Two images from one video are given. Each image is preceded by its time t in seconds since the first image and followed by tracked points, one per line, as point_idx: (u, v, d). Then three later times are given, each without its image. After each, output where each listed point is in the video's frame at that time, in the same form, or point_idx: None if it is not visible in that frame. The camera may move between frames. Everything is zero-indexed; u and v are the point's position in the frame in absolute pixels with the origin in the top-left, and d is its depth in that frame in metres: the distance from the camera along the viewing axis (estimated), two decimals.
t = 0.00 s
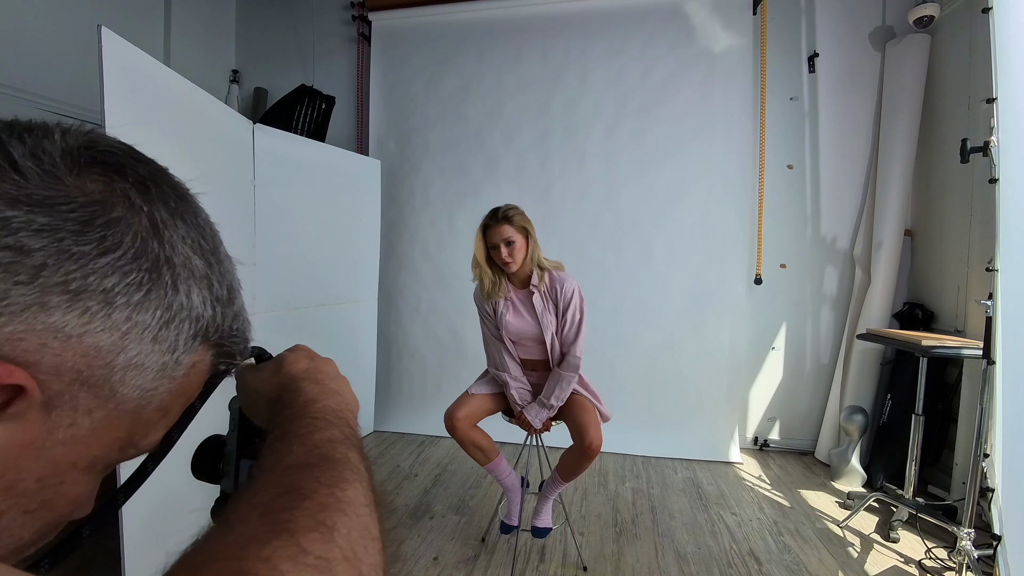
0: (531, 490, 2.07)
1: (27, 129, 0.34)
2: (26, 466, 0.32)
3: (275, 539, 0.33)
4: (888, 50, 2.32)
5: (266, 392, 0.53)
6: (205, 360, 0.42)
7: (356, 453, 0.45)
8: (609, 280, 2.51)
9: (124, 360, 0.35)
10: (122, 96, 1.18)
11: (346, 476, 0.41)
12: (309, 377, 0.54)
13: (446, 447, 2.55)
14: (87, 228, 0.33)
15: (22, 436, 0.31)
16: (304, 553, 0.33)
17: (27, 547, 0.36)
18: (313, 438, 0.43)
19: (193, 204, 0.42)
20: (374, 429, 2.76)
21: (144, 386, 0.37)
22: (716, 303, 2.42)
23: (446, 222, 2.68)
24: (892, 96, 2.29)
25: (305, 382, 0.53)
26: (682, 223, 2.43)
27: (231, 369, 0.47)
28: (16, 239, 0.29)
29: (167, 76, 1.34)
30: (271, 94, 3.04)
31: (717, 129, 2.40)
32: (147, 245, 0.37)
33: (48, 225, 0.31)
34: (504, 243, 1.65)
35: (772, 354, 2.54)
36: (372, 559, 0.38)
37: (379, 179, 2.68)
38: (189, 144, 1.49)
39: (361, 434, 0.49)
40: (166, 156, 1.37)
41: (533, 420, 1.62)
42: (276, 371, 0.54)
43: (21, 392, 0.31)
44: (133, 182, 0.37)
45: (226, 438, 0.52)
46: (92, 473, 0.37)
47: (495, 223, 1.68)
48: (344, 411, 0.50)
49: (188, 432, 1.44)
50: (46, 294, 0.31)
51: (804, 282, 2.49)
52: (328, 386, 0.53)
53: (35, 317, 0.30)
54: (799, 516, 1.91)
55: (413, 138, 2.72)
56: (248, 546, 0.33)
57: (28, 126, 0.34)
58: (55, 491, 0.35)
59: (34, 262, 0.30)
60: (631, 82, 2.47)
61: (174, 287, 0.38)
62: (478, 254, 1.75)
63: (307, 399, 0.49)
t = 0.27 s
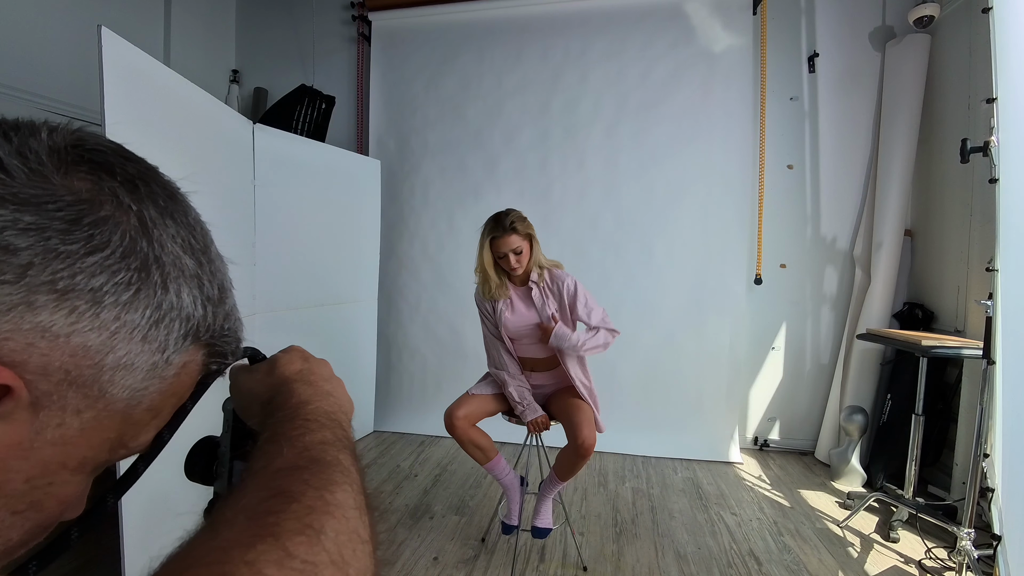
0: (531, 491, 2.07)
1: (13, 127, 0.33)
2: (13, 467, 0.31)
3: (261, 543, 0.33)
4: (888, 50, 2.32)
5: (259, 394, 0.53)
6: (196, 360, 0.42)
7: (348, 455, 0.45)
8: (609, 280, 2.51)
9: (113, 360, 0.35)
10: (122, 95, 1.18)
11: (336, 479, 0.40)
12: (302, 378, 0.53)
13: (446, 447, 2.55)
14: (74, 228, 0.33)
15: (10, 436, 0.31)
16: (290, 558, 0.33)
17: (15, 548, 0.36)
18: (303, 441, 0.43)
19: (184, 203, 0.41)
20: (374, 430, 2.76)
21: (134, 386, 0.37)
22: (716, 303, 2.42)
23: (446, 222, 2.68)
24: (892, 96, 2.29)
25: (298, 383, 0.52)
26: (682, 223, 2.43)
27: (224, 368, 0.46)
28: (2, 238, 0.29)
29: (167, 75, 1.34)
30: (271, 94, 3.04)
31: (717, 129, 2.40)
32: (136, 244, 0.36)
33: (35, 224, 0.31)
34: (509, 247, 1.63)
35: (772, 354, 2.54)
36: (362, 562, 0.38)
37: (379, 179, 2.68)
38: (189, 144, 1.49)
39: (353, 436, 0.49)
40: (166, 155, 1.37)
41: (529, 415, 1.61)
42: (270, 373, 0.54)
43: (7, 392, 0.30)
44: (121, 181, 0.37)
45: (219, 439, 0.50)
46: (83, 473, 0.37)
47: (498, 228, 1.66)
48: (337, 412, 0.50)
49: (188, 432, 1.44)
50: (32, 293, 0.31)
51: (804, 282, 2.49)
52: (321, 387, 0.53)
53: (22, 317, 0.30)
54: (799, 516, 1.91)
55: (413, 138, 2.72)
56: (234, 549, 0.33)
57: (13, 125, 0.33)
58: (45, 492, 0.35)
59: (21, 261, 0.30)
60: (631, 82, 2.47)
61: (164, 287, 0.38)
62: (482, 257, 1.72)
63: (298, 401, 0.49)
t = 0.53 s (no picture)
0: (531, 491, 2.07)
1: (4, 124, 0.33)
2: (6, 466, 0.32)
3: (250, 542, 0.33)
4: (888, 50, 2.32)
5: (254, 392, 0.53)
6: (190, 359, 0.42)
7: (343, 454, 0.45)
8: (610, 280, 2.51)
9: (105, 358, 0.35)
10: (122, 95, 1.18)
11: (328, 478, 0.40)
12: (298, 378, 0.54)
13: (446, 447, 2.55)
14: (64, 225, 0.33)
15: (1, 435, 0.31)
16: (279, 556, 0.33)
17: (10, 548, 0.35)
18: (297, 439, 0.43)
19: (177, 200, 0.41)
20: (374, 430, 2.76)
21: (127, 385, 0.37)
22: (717, 303, 2.42)
23: (446, 222, 2.68)
24: (892, 96, 2.29)
25: (294, 383, 0.53)
26: (682, 223, 2.43)
27: (220, 367, 0.46)
28: None
29: (166, 75, 1.34)
30: (271, 94, 3.04)
31: (717, 129, 2.40)
32: (128, 241, 0.36)
33: (25, 221, 0.31)
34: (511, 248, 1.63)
35: (772, 354, 2.54)
36: (354, 562, 0.38)
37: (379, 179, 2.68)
38: (189, 144, 1.49)
39: (349, 436, 0.49)
40: (166, 155, 1.37)
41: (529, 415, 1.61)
42: (265, 372, 0.54)
43: None
44: (114, 178, 0.36)
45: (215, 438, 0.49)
46: (76, 473, 0.37)
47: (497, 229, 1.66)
48: (332, 412, 0.50)
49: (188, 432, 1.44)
50: (22, 290, 0.31)
51: (804, 282, 2.49)
52: (317, 387, 0.53)
53: (13, 314, 0.30)
54: (799, 516, 1.91)
55: (413, 138, 2.72)
56: (224, 548, 0.33)
57: (5, 121, 0.33)
58: (38, 491, 0.35)
59: (11, 258, 0.30)
60: (631, 81, 2.47)
61: (157, 285, 0.38)
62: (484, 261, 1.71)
63: (294, 400, 0.50)
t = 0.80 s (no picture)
0: (531, 491, 2.07)
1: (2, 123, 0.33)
2: (5, 465, 0.32)
3: (247, 543, 0.33)
4: (888, 50, 2.32)
5: (253, 392, 0.53)
6: (190, 359, 0.42)
7: (342, 454, 0.45)
8: (610, 280, 2.51)
9: (104, 358, 0.35)
10: (122, 95, 1.18)
11: (327, 478, 0.40)
12: (297, 377, 0.53)
13: (446, 447, 2.55)
14: (62, 224, 0.33)
15: None
16: (277, 558, 0.33)
17: (8, 549, 0.35)
18: (296, 439, 0.43)
19: (176, 199, 0.41)
20: (374, 430, 2.76)
21: (126, 385, 0.37)
22: (716, 303, 2.42)
23: (446, 222, 2.68)
24: (892, 96, 2.29)
25: (293, 382, 0.52)
26: (683, 223, 2.43)
27: (219, 368, 0.46)
28: None
29: (166, 75, 1.34)
30: (271, 94, 3.04)
31: (717, 129, 2.40)
32: (126, 241, 0.36)
33: (23, 220, 0.31)
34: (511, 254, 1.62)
35: (772, 353, 2.54)
36: (352, 563, 0.38)
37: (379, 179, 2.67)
38: (189, 144, 1.49)
39: (348, 436, 0.49)
40: (166, 155, 1.37)
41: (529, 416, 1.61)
42: (264, 371, 0.53)
43: None
44: (112, 177, 0.36)
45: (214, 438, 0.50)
46: (74, 474, 0.37)
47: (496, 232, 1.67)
48: (332, 412, 0.50)
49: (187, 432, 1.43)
50: (20, 290, 0.31)
51: (804, 282, 2.49)
52: (316, 386, 0.53)
53: (11, 314, 0.30)
54: (799, 516, 1.91)
55: (413, 138, 2.71)
56: (220, 548, 0.33)
57: (2, 121, 0.33)
58: (36, 491, 0.35)
59: (9, 258, 0.30)
60: (632, 81, 2.47)
61: (156, 284, 0.38)
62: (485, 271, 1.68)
63: (293, 400, 0.49)
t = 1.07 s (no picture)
0: (531, 491, 2.07)
1: (8, 129, 0.33)
2: (7, 471, 0.32)
3: (248, 550, 0.33)
4: (888, 50, 2.32)
5: (254, 397, 0.53)
6: (193, 363, 0.42)
7: (342, 460, 0.45)
8: (609, 280, 2.51)
9: (107, 363, 0.36)
10: (122, 96, 1.18)
11: (329, 484, 0.40)
12: (298, 382, 0.53)
13: (446, 447, 2.55)
14: (68, 230, 0.33)
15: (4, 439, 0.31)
16: (278, 565, 0.33)
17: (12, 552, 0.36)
18: (297, 445, 0.43)
19: (180, 205, 0.41)
20: (374, 430, 2.76)
21: (129, 390, 0.37)
22: (716, 303, 2.42)
23: (446, 222, 2.68)
24: (892, 95, 2.29)
25: (293, 387, 0.52)
26: (682, 223, 2.43)
27: (222, 372, 0.47)
28: None
29: (166, 76, 1.34)
30: (271, 94, 3.04)
31: (717, 128, 2.40)
32: (131, 247, 0.36)
33: (28, 227, 0.31)
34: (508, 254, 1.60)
35: (772, 353, 2.54)
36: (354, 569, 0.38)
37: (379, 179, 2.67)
38: (189, 144, 1.49)
39: (349, 441, 0.49)
40: (167, 155, 1.37)
41: (528, 418, 1.61)
42: (265, 376, 0.53)
43: None
44: (117, 183, 0.36)
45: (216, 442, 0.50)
46: (77, 477, 0.37)
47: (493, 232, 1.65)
48: (332, 417, 0.50)
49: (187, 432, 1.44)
50: (25, 296, 0.31)
51: (804, 282, 2.49)
52: (317, 391, 0.53)
53: (16, 320, 0.30)
54: (799, 516, 1.91)
55: (413, 138, 2.72)
56: (221, 555, 0.33)
57: (8, 126, 0.33)
58: (39, 496, 0.35)
59: (15, 264, 0.30)
60: (631, 81, 2.47)
61: (160, 290, 0.38)
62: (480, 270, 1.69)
63: (293, 405, 0.49)
